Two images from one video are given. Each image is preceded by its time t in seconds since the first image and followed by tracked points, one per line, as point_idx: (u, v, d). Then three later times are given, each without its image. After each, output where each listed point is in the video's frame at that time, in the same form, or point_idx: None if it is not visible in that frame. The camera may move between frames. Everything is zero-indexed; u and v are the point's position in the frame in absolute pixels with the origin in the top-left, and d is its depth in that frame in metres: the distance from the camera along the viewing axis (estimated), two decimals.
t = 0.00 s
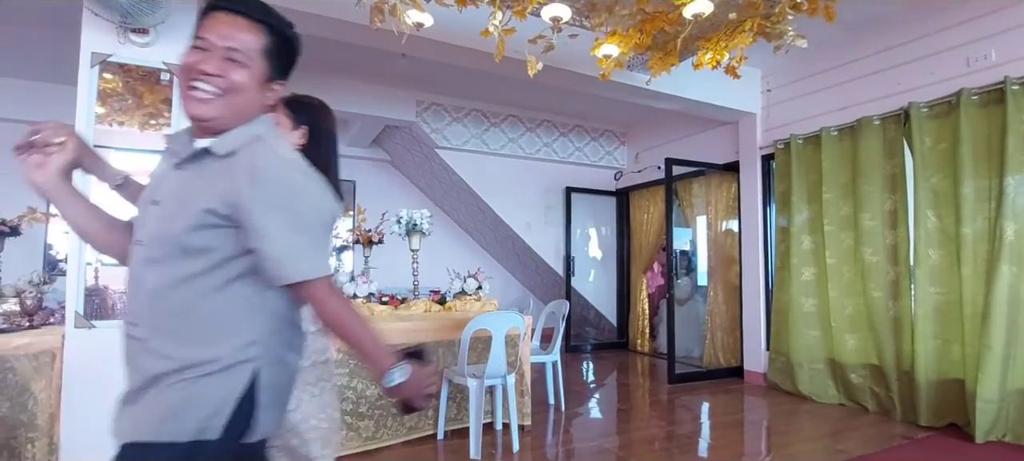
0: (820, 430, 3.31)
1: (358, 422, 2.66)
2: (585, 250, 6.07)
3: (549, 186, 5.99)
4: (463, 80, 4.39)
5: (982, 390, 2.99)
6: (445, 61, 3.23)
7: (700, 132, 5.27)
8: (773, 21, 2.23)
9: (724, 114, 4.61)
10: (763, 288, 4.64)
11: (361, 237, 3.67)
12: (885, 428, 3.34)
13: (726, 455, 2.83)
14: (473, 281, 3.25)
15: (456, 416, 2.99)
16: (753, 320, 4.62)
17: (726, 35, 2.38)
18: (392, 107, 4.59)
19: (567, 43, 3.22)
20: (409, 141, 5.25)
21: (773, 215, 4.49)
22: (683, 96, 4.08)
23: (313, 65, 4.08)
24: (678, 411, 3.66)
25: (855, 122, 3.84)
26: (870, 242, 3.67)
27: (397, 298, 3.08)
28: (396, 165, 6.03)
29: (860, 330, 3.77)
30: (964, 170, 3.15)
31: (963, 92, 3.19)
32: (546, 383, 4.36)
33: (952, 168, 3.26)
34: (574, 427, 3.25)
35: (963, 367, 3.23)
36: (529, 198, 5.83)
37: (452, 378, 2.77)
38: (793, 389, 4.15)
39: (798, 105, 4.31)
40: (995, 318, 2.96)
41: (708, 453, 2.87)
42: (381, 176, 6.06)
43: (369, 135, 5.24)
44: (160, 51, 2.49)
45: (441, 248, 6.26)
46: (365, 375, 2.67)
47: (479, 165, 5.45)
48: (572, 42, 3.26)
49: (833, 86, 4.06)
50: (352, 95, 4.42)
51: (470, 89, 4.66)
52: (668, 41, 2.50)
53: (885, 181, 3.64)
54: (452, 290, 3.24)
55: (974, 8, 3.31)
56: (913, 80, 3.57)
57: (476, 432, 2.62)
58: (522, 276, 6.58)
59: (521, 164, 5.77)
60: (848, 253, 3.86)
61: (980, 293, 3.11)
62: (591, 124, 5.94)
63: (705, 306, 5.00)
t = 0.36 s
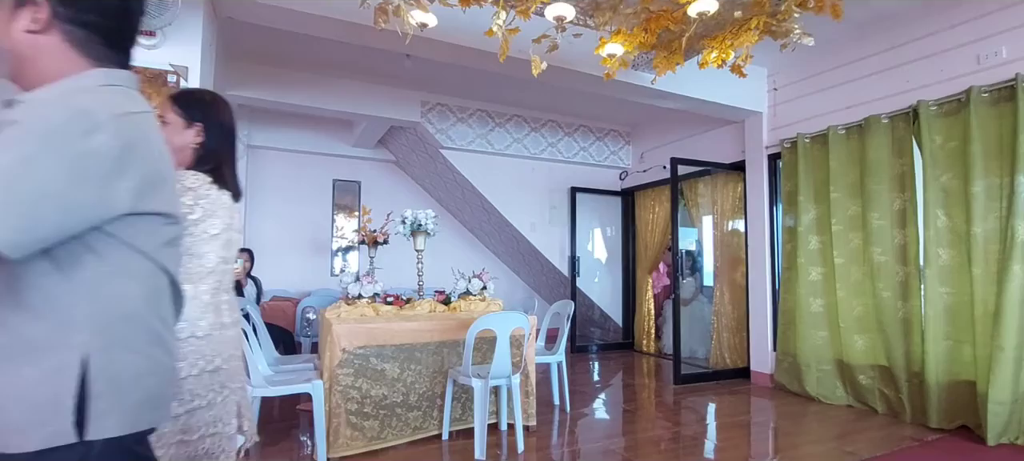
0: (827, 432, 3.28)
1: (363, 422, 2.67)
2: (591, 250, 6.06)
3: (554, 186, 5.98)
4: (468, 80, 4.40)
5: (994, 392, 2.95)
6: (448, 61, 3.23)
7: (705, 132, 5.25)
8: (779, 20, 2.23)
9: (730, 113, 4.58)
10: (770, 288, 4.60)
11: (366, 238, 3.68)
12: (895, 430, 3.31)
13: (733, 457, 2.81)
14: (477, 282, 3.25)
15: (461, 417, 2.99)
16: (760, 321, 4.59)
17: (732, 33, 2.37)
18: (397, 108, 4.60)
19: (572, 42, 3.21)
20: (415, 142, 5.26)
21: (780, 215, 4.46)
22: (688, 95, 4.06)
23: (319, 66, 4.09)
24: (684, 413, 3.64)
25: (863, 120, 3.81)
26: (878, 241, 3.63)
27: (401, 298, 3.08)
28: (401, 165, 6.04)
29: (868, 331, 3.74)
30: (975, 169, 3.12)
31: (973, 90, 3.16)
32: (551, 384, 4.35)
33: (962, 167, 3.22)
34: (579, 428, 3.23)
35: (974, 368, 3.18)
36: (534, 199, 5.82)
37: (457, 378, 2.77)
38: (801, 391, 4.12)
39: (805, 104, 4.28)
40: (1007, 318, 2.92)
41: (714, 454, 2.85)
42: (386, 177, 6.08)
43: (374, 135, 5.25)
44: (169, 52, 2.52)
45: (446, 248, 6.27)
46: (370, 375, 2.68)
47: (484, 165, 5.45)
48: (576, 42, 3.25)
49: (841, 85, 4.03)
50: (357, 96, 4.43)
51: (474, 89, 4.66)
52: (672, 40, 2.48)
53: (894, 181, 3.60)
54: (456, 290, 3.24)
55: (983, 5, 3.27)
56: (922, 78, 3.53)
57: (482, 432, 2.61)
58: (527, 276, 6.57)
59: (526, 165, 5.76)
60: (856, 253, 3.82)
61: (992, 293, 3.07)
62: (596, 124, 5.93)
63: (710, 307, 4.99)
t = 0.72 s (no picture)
0: (828, 429, 3.27)
1: (364, 422, 2.67)
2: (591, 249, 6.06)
3: (554, 184, 5.98)
4: (468, 78, 4.39)
5: (996, 388, 2.94)
6: (447, 60, 3.23)
7: (706, 130, 5.24)
8: (779, 16, 2.23)
9: (730, 111, 4.57)
10: (771, 286, 4.60)
11: (366, 237, 3.68)
12: (897, 427, 3.30)
13: (734, 455, 2.80)
14: (478, 280, 3.24)
15: (462, 415, 3.00)
16: (761, 318, 4.58)
17: (731, 29, 2.35)
18: (396, 107, 4.60)
19: (570, 39, 3.20)
20: (414, 141, 5.26)
21: (781, 212, 4.46)
22: (688, 93, 4.06)
23: (319, 65, 4.09)
24: (685, 411, 3.64)
25: (863, 117, 3.80)
26: (879, 238, 3.63)
27: (402, 297, 3.08)
28: (401, 164, 6.04)
29: (869, 328, 3.73)
30: (976, 166, 3.11)
31: (974, 86, 3.15)
32: (552, 382, 4.35)
33: (963, 164, 3.22)
34: (581, 426, 3.23)
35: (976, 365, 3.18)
36: (534, 197, 5.81)
37: (458, 377, 2.77)
38: (802, 388, 4.11)
39: (805, 101, 4.27)
40: (1009, 315, 2.91)
41: (715, 452, 2.85)
42: (386, 176, 6.08)
43: (374, 135, 5.25)
44: (167, 52, 2.52)
45: (446, 246, 6.27)
46: (371, 374, 2.69)
47: (484, 164, 5.44)
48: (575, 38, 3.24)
49: (841, 81, 4.02)
50: (356, 95, 4.42)
51: (474, 87, 4.65)
52: (672, 37, 2.48)
53: (895, 177, 3.59)
54: (456, 289, 3.24)
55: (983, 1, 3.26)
56: (922, 74, 3.52)
57: (483, 431, 2.61)
58: (527, 275, 6.57)
59: (526, 163, 5.76)
60: (857, 250, 3.82)
61: (993, 290, 3.06)
62: (596, 122, 5.93)
63: (710, 305, 4.97)
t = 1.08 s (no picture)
0: (814, 422, 3.30)
1: (351, 416, 2.65)
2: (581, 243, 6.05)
3: (544, 178, 5.96)
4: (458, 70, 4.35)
5: (979, 381, 2.98)
6: (436, 50, 3.20)
7: (696, 124, 5.25)
8: (770, 9, 2.23)
9: (719, 105, 4.58)
10: (759, 280, 4.62)
11: (354, 230, 3.64)
12: (881, 420, 3.34)
13: (722, 447, 2.81)
14: (466, 274, 3.22)
15: (450, 409, 2.99)
16: (749, 312, 4.61)
17: (722, 22, 2.33)
18: (385, 99, 4.56)
19: (560, 30, 3.18)
20: (403, 133, 5.22)
21: (769, 207, 4.48)
22: (678, 87, 4.05)
23: (306, 55, 4.03)
24: (673, 404, 3.65)
25: (851, 113, 3.82)
26: (866, 233, 3.65)
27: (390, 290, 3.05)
28: (389, 157, 5.99)
29: (855, 322, 3.76)
30: (962, 162, 3.13)
31: (961, 82, 3.17)
32: (540, 376, 4.35)
33: (949, 160, 3.24)
34: (569, 419, 3.23)
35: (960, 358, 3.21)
36: (524, 191, 5.79)
37: (446, 370, 2.75)
38: (789, 381, 4.14)
39: (794, 96, 4.28)
40: (993, 309, 2.94)
41: (702, 444, 2.86)
42: (375, 169, 6.03)
43: (362, 127, 5.20)
44: (149, 38, 2.46)
45: (435, 240, 6.24)
46: (358, 368, 2.67)
47: (474, 157, 5.41)
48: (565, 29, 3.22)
49: (830, 77, 4.04)
50: (344, 86, 4.37)
51: (463, 79, 4.62)
52: (663, 29, 2.46)
53: (882, 172, 3.62)
54: (445, 282, 3.21)
55: None
56: (910, 70, 3.54)
57: (471, 425, 2.60)
58: (517, 269, 6.56)
59: (516, 157, 5.73)
60: (844, 245, 3.84)
61: (978, 284, 3.10)
62: (586, 116, 5.91)
63: (698, 299, 4.97)
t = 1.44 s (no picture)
0: (779, 411, 3.35)
1: (313, 412, 2.55)
2: (552, 235, 6.02)
3: (516, 168, 5.90)
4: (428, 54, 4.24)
5: (935, 370, 3.06)
6: (406, 33, 3.09)
7: (668, 117, 5.26)
8: None
9: (691, 98, 4.59)
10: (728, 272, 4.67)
11: (319, 219, 3.51)
12: (843, 409, 3.41)
13: (690, 438, 2.82)
14: (436, 265, 3.13)
15: (418, 404, 2.91)
16: (717, 303, 4.66)
17: (696, 11, 2.29)
18: (352, 84, 4.41)
19: (533, 15, 3.10)
20: (371, 120, 5.08)
21: (738, 200, 4.52)
22: (650, 78, 4.03)
23: (268, 36, 3.86)
24: (643, 395, 3.66)
25: (819, 107, 3.86)
26: (831, 226, 3.71)
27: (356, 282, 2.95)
28: (358, 144, 5.83)
29: (819, 313, 3.83)
30: (924, 157, 3.20)
31: (924, 79, 3.23)
32: (510, 368, 4.31)
33: (911, 155, 3.31)
34: (540, 412, 3.20)
35: (918, 348, 3.30)
36: (496, 181, 5.71)
37: (413, 364, 2.67)
38: (755, 372, 4.21)
39: (764, 90, 4.32)
40: (950, 301, 3.01)
41: (671, 436, 2.86)
42: (342, 157, 5.86)
43: (329, 112, 5.03)
44: (90, 9, 2.29)
45: (405, 230, 6.13)
46: (321, 363, 2.57)
47: (445, 145, 5.30)
48: (538, 15, 3.15)
49: (799, 71, 4.07)
50: (308, 70, 4.21)
51: (434, 65, 4.50)
52: (638, 17, 2.40)
53: (847, 167, 3.68)
54: (414, 273, 3.12)
55: None
56: (876, 66, 3.60)
57: (439, 419, 2.53)
58: (488, 260, 6.51)
59: (488, 146, 5.65)
60: (810, 237, 3.90)
61: (937, 276, 3.17)
62: (559, 106, 5.87)
63: (671, 290, 5.02)
